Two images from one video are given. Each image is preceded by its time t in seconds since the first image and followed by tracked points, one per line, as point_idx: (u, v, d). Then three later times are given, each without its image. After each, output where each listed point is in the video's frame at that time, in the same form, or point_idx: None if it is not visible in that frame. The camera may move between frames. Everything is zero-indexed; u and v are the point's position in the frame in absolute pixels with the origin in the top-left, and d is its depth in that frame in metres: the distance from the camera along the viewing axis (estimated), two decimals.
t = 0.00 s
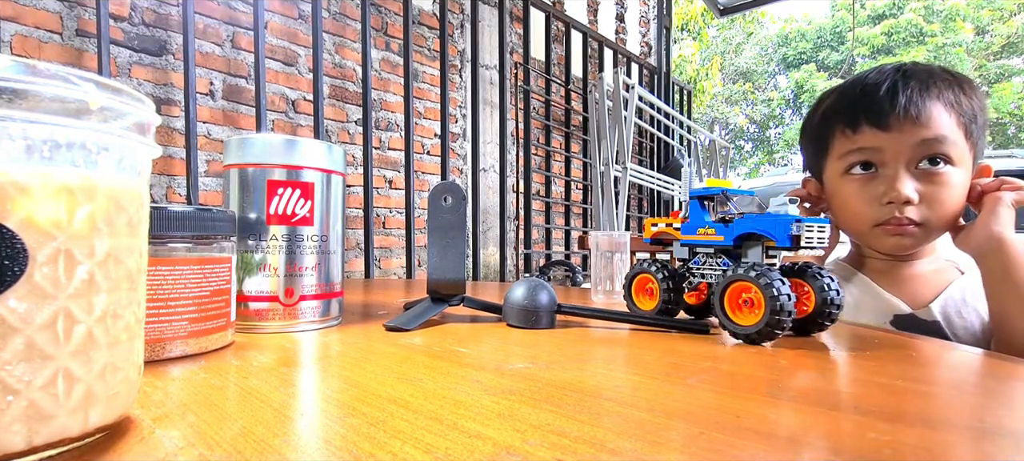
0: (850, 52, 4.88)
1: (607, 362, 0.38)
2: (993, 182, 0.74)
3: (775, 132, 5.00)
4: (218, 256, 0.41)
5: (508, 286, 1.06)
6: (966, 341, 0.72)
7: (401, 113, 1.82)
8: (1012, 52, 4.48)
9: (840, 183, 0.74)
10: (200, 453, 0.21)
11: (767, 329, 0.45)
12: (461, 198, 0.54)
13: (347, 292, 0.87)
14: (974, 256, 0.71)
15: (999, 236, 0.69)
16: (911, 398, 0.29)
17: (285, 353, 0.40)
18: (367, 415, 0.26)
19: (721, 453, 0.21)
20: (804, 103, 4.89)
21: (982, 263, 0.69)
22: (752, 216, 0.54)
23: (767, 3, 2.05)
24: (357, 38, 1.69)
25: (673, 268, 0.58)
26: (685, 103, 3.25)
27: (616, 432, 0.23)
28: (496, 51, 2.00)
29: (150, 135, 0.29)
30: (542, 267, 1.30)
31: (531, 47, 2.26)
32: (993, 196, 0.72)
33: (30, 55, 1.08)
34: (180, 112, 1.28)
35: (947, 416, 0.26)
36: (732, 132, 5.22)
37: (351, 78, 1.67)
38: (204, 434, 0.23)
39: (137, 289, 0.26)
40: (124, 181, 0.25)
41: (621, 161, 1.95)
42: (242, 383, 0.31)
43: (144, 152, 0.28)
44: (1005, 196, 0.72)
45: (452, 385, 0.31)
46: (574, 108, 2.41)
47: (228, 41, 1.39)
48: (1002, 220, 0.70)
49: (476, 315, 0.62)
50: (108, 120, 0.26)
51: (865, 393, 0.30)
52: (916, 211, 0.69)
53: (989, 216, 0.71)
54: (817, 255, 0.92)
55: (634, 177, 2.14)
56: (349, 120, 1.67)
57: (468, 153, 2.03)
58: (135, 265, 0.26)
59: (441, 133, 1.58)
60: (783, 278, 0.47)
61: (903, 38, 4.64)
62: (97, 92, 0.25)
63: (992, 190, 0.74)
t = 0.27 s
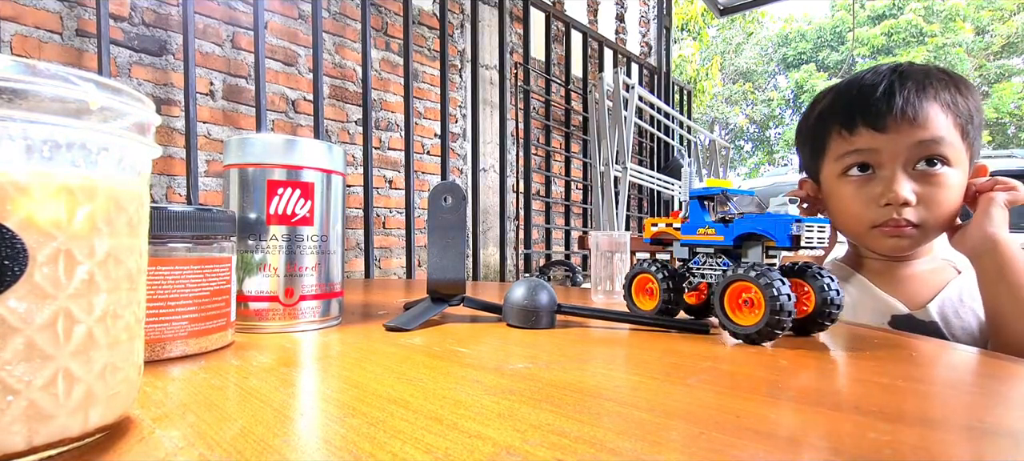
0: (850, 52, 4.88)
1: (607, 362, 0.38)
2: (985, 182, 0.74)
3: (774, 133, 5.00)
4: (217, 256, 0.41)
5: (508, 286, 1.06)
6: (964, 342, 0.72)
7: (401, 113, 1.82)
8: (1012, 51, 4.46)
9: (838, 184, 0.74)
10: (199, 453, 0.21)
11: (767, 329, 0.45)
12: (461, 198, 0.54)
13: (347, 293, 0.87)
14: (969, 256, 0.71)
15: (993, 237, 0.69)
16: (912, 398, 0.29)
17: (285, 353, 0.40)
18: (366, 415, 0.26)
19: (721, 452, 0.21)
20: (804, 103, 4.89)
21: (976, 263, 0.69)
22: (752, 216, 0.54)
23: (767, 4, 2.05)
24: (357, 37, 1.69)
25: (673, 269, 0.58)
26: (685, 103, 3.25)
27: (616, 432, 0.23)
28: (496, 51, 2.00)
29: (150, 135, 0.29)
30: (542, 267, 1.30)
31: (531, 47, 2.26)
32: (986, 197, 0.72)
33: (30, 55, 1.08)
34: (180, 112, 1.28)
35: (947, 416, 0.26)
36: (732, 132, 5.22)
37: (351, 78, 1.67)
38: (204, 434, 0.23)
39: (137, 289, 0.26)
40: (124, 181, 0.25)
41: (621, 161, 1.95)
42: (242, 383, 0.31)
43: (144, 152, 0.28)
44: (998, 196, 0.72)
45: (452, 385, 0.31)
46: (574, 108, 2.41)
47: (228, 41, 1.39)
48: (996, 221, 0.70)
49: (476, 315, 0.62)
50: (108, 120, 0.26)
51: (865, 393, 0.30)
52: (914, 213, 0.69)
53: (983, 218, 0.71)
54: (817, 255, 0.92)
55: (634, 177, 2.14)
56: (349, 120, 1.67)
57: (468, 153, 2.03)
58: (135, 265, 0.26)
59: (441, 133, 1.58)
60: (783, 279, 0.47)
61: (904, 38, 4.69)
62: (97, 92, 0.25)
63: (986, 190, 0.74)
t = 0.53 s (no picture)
0: (850, 53, 4.88)
1: (606, 362, 0.38)
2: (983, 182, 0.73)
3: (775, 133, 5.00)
4: (218, 256, 0.41)
5: (508, 286, 1.06)
6: (963, 341, 0.72)
7: (401, 113, 1.82)
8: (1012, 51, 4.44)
9: (837, 185, 0.74)
10: (199, 454, 0.21)
11: (767, 329, 0.45)
12: (461, 198, 0.54)
13: (347, 293, 0.87)
14: (966, 257, 0.70)
15: (990, 237, 0.69)
16: (911, 398, 0.29)
17: (285, 353, 0.40)
18: (367, 415, 0.26)
19: (721, 453, 0.21)
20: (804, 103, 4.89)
21: (974, 263, 0.69)
22: (752, 216, 0.54)
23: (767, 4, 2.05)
24: (357, 38, 1.69)
25: (673, 268, 0.58)
26: (685, 103, 3.25)
27: (616, 432, 0.23)
28: (496, 51, 2.00)
29: (150, 135, 0.29)
30: (542, 267, 1.30)
31: (531, 47, 2.26)
32: (983, 197, 0.72)
33: (30, 55, 1.08)
34: (180, 112, 1.28)
35: (948, 417, 0.26)
36: (732, 132, 5.22)
37: (351, 78, 1.67)
38: (204, 434, 0.23)
39: (137, 289, 0.26)
40: (124, 181, 0.25)
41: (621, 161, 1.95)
42: (242, 383, 0.31)
43: (144, 152, 0.28)
44: (995, 196, 0.71)
45: (452, 385, 0.31)
46: (574, 108, 2.41)
47: (228, 41, 1.39)
48: (992, 221, 0.70)
49: (476, 315, 0.62)
50: (108, 120, 0.26)
51: (865, 393, 0.30)
52: (913, 214, 0.69)
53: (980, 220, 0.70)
54: (817, 255, 0.92)
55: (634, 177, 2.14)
56: (349, 120, 1.67)
57: (468, 153, 2.03)
58: (135, 265, 0.26)
59: (441, 133, 1.58)
60: (783, 279, 0.47)
61: (904, 38, 4.72)
62: (97, 92, 0.25)
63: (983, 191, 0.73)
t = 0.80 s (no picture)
0: (850, 53, 4.88)
1: (606, 362, 0.38)
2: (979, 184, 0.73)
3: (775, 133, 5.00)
4: (218, 256, 0.41)
5: (508, 286, 1.06)
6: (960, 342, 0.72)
7: (401, 113, 1.82)
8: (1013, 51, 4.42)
9: (837, 186, 0.74)
10: (200, 453, 0.21)
11: (767, 329, 0.45)
12: (461, 198, 0.54)
13: (348, 292, 0.87)
14: (964, 258, 0.71)
15: (988, 239, 0.69)
16: (911, 398, 0.29)
17: (285, 353, 0.40)
18: (367, 415, 0.26)
19: (721, 453, 0.21)
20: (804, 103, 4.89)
21: (972, 264, 0.69)
22: (752, 216, 0.54)
23: (767, 4, 2.05)
24: (357, 37, 1.69)
25: (673, 268, 0.58)
26: (685, 103, 3.25)
27: (615, 432, 0.23)
28: (496, 51, 2.00)
29: (150, 135, 0.29)
30: (542, 267, 1.30)
31: (531, 47, 2.26)
32: (980, 199, 0.71)
33: (30, 55, 1.08)
34: (180, 112, 1.28)
35: (946, 416, 0.26)
36: (732, 132, 5.22)
37: (351, 78, 1.67)
38: (204, 434, 0.23)
39: (137, 289, 0.26)
40: (124, 181, 0.25)
41: (621, 161, 1.95)
42: (242, 383, 0.31)
43: (144, 152, 0.28)
44: (993, 198, 0.71)
45: (452, 385, 0.31)
46: (574, 108, 2.41)
47: (228, 41, 1.39)
48: (989, 222, 0.70)
49: (476, 315, 0.62)
50: (108, 120, 0.26)
51: (865, 394, 0.30)
52: (913, 215, 0.69)
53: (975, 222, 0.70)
54: (817, 255, 0.92)
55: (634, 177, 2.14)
56: (349, 120, 1.67)
57: (468, 153, 2.03)
58: (135, 265, 0.26)
59: (441, 133, 1.58)
60: (783, 279, 0.47)
61: (904, 38, 4.69)
62: (98, 92, 0.25)
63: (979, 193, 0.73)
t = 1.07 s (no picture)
0: (850, 53, 4.88)
1: (606, 362, 0.38)
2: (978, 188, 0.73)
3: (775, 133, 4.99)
4: (218, 256, 0.41)
5: (508, 286, 1.06)
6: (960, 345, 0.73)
7: (401, 113, 1.82)
8: (1012, 51, 4.41)
9: (835, 193, 0.74)
10: (200, 453, 0.21)
11: (767, 329, 0.45)
12: (460, 198, 0.54)
13: (348, 292, 0.87)
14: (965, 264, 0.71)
15: (988, 245, 0.69)
16: (912, 398, 0.29)
17: (285, 353, 0.40)
18: (367, 415, 0.26)
19: (721, 453, 0.21)
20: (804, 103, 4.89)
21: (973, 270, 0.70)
22: (752, 216, 0.54)
23: (767, 4, 2.04)
24: (357, 37, 1.69)
25: (673, 268, 0.58)
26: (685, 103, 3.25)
27: (615, 432, 0.23)
28: (496, 51, 2.00)
29: (150, 135, 0.29)
30: (543, 267, 1.30)
31: (531, 48, 2.26)
32: (980, 205, 0.72)
33: (30, 55, 1.08)
34: (180, 112, 1.28)
35: (945, 416, 0.26)
36: (732, 132, 5.22)
37: (351, 78, 1.67)
38: (204, 434, 0.23)
39: (137, 289, 0.26)
40: (124, 181, 0.25)
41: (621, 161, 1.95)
42: (242, 383, 0.31)
43: (144, 152, 0.28)
44: (992, 203, 0.71)
45: (452, 385, 0.31)
46: (574, 108, 2.41)
47: (228, 41, 1.39)
48: (990, 228, 0.70)
49: (476, 315, 0.62)
50: (108, 120, 0.26)
51: (864, 393, 0.30)
52: (911, 222, 0.69)
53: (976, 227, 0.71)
54: (817, 255, 0.92)
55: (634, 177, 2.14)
56: (349, 120, 1.67)
57: (468, 153, 2.03)
58: (135, 265, 0.26)
59: (442, 133, 1.58)
60: (783, 279, 0.47)
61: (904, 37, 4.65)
62: (97, 92, 0.25)
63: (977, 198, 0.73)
